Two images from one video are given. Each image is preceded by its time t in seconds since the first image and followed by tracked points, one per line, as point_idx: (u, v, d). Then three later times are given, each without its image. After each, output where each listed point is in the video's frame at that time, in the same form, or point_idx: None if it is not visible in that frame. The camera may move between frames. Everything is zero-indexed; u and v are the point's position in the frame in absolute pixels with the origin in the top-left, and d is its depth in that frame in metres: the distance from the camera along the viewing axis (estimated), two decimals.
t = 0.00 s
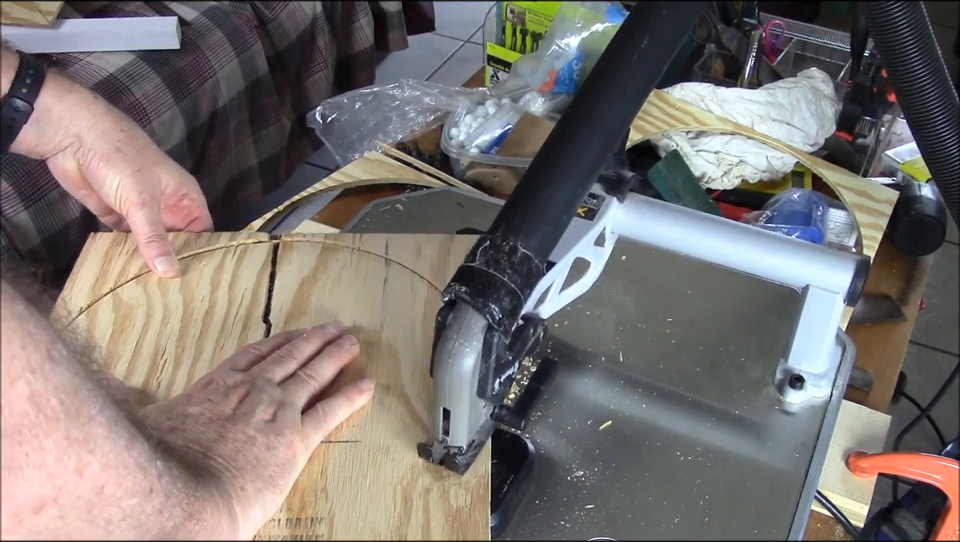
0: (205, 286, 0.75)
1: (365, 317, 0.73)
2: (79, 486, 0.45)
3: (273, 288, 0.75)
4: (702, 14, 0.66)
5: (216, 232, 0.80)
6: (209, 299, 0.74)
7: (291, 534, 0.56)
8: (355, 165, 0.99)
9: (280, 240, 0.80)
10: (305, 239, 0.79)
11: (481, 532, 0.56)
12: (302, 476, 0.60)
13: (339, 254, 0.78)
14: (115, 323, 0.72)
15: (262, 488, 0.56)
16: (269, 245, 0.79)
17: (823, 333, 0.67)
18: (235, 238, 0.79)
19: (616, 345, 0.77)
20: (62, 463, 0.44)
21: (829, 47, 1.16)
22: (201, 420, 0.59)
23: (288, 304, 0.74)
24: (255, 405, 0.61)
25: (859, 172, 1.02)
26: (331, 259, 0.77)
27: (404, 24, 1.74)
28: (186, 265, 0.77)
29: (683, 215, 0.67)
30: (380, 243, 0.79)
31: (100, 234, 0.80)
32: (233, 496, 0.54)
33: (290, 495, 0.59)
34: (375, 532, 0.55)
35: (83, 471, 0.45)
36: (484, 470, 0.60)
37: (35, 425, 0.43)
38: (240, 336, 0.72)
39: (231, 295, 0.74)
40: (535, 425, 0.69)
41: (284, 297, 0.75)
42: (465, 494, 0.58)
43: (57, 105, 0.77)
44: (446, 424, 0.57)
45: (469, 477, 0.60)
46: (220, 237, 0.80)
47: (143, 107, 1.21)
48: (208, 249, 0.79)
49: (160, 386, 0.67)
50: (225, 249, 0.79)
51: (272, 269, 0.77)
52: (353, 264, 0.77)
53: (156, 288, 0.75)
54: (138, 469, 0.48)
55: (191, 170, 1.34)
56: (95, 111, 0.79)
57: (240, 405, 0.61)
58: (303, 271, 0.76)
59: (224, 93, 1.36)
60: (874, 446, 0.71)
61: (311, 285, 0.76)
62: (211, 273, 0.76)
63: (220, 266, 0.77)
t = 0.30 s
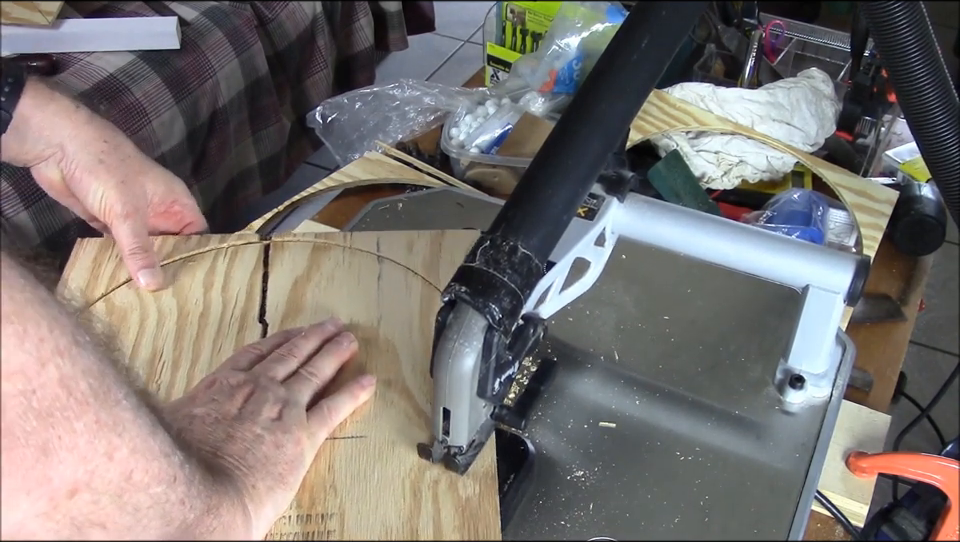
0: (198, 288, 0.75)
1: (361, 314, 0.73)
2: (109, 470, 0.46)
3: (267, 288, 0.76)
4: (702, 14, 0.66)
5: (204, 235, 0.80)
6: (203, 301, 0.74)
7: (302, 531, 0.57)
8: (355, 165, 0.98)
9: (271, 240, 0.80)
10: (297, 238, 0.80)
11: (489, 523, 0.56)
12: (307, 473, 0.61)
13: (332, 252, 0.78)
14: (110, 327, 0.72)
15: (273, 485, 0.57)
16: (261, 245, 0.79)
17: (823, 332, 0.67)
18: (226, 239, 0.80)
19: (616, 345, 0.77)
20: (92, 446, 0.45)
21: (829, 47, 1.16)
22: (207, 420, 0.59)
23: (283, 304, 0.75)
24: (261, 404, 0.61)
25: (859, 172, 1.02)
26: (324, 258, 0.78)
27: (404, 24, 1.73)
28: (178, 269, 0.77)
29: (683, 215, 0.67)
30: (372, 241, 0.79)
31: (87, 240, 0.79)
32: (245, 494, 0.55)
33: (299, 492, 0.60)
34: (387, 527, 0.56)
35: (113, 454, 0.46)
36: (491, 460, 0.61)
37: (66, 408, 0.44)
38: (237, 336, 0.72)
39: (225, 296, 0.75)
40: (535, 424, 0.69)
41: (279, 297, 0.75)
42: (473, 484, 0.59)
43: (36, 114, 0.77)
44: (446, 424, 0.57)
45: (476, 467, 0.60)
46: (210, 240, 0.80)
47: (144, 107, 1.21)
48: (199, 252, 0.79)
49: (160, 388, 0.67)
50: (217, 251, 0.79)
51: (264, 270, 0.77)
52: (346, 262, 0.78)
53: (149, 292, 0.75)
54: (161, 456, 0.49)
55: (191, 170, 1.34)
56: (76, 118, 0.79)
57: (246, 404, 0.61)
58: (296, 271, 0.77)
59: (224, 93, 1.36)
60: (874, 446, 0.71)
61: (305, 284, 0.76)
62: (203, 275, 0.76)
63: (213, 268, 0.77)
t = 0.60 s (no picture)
0: (195, 288, 0.75)
1: (359, 312, 0.74)
2: (114, 461, 0.47)
3: (265, 288, 0.76)
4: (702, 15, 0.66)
5: (198, 237, 0.80)
6: (201, 302, 0.74)
7: (307, 529, 0.57)
8: (355, 165, 0.98)
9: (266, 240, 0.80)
10: (293, 239, 0.80)
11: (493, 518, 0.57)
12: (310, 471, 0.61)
13: (328, 251, 0.79)
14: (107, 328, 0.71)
15: (278, 484, 0.57)
16: (256, 246, 0.79)
17: (823, 332, 0.67)
18: (221, 240, 0.79)
19: (616, 345, 0.77)
20: (98, 436, 0.47)
21: (829, 47, 1.16)
22: (210, 420, 0.60)
23: (281, 303, 0.75)
24: (263, 403, 0.62)
25: (859, 172, 1.02)
26: (320, 257, 0.78)
27: (404, 24, 1.73)
28: (174, 270, 0.77)
29: (683, 215, 0.67)
30: (369, 239, 0.80)
31: (83, 242, 0.79)
32: (250, 493, 0.55)
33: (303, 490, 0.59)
34: (392, 523, 0.56)
35: (119, 446, 0.48)
36: (494, 455, 0.61)
37: (71, 398, 0.46)
38: (236, 336, 0.72)
39: (223, 297, 0.75)
40: (535, 424, 0.69)
41: (276, 297, 0.75)
42: (477, 479, 0.59)
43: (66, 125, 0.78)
44: (446, 424, 0.57)
45: (480, 462, 0.61)
46: (206, 240, 0.79)
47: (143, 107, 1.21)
48: (195, 252, 0.78)
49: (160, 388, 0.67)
50: (213, 250, 0.78)
51: (261, 270, 0.77)
52: (343, 261, 0.78)
53: (145, 293, 0.74)
54: (166, 450, 0.50)
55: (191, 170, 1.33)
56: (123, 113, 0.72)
57: (248, 404, 0.62)
58: (293, 271, 0.77)
59: (224, 93, 1.36)
60: (874, 446, 0.71)
61: (302, 283, 0.76)
62: (200, 275, 0.76)
63: (209, 269, 0.77)
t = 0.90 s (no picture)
0: (192, 289, 0.75)
1: (358, 311, 0.74)
2: (126, 467, 0.48)
3: (262, 289, 0.76)
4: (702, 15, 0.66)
5: (193, 238, 0.80)
6: (198, 302, 0.74)
7: (313, 527, 0.57)
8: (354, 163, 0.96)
9: (262, 241, 0.80)
10: (288, 239, 0.80)
11: (498, 517, 0.57)
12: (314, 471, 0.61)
13: (324, 251, 0.78)
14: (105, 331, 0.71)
15: (282, 484, 0.57)
16: (252, 246, 0.79)
17: (823, 332, 0.67)
18: (217, 241, 0.79)
19: (616, 345, 0.77)
20: (109, 443, 0.48)
21: (828, 47, 1.16)
22: (214, 421, 0.60)
23: (279, 303, 0.75)
24: (266, 404, 0.62)
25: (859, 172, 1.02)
26: (316, 257, 0.78)
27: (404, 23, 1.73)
28: (171, 271, 0.76)
29: (683, 216, 0.67)
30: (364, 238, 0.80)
31: (79, 245, 0.79)
32: (257, 493, 0.56)
33: (307, 489, 0.60)
34: (397, 519, 0.56)
35: (131, 452, 0.49)
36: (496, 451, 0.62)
37: (82, 406, 0.47)
38: (235, 337, 0.72)
39: (220, 297, 0.75)
40: (535, 425, 0.69)
41: (273, 297, 0.75)
42: (480, 476, 0.60)
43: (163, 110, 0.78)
44: (447, 424, 0.57)
45: (482, 458, 0.61)
46: (201, 241, 0.79)
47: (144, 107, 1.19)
48: (190, 253, 0.78)
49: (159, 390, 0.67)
50: (209, 251, 0.78)
51: (258, 270, 0.77)
52: (339, 260, 0.78)
53: (142, 295, 0.74)
54: (176, 455, 0.51)
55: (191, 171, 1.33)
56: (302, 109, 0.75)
57: (251, 404, 0.62)
58: (289, 270, 0.77)
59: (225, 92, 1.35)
60: (874, 446, 0.71)
61: (299, 283, 0.76)
62: (197, 276, 0.76)
63: (205, 269, 0.77)
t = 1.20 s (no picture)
0: (188, 291, 0.75)
1: (355, 310, 0.74)
2: (142, 474, 0.48)
3: (258, 289, 0.76)
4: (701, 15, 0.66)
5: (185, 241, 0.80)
6: (194, 304, 0.74)
7: (320, 525, 0.57)
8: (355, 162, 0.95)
9: (255, 242, 0.80)
10: (281, 239, 0.80)
11: (504, 509, 0.58)
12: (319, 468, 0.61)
13: (318, 251, 0.79)
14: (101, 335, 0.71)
15: (289, 482, 0.57)
16: (245, 248, 0.79)
17: (823, 332, 0.67)
18: (209, 243, 0.79)
19: (616, 345, 0.77)
20: (126, 450, 0.47)
21: (829, 47, 1.16)
22: (219, 421, 0.59)
23: (276, 303, 0.75)
24: (271, 403, 0.62)
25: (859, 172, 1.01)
26: (311, 256, 0.79)
27: (404, 24, 1.73)
28: (165, 274, 0.76)
29: (683, 215, 0.67)
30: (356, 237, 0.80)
31: (69, 251, 0.79)
32: (266, 493, 0.55)
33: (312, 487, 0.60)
34: (404, 515, 0.57)
35: (146, 458, 0.48)
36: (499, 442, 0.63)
37: (100, 412, 0.47)
38: (233, 338, 0.72)
39: (216, 299, 0.75)
40: (535, 425, 0.69)
41: (270, 297, 0.76)
42: (485, 470, 0.60)
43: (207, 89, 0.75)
44: (446, 425, 0.57)
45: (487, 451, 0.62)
46: (193, 244, 0.79)
47: (144, 107, 1.20)
48: (183, 256, 0.78)
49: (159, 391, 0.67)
50: (202, 254, 0.78)
51: (252, 271, 0.77)
52: (333, 259, 0.78)
53: (137, 298, 0.74)
54: (191, 460, 0.50)
55: (191, 170, 1.33)
56: (356, 84, 0.77)
57: (256, 403, 0.61)
58: (285, 270, 0.77)
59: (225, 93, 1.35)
60: (874, 446, 0.71)
61: (295, 283, 0.77)
62: (192, 278, 0.76)
63: (200, 271, 0.77)
